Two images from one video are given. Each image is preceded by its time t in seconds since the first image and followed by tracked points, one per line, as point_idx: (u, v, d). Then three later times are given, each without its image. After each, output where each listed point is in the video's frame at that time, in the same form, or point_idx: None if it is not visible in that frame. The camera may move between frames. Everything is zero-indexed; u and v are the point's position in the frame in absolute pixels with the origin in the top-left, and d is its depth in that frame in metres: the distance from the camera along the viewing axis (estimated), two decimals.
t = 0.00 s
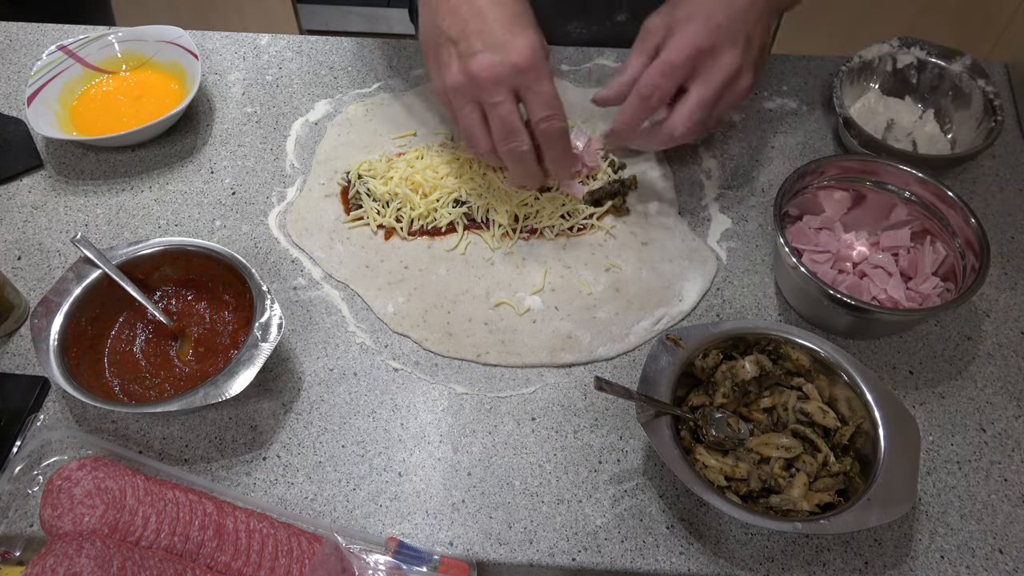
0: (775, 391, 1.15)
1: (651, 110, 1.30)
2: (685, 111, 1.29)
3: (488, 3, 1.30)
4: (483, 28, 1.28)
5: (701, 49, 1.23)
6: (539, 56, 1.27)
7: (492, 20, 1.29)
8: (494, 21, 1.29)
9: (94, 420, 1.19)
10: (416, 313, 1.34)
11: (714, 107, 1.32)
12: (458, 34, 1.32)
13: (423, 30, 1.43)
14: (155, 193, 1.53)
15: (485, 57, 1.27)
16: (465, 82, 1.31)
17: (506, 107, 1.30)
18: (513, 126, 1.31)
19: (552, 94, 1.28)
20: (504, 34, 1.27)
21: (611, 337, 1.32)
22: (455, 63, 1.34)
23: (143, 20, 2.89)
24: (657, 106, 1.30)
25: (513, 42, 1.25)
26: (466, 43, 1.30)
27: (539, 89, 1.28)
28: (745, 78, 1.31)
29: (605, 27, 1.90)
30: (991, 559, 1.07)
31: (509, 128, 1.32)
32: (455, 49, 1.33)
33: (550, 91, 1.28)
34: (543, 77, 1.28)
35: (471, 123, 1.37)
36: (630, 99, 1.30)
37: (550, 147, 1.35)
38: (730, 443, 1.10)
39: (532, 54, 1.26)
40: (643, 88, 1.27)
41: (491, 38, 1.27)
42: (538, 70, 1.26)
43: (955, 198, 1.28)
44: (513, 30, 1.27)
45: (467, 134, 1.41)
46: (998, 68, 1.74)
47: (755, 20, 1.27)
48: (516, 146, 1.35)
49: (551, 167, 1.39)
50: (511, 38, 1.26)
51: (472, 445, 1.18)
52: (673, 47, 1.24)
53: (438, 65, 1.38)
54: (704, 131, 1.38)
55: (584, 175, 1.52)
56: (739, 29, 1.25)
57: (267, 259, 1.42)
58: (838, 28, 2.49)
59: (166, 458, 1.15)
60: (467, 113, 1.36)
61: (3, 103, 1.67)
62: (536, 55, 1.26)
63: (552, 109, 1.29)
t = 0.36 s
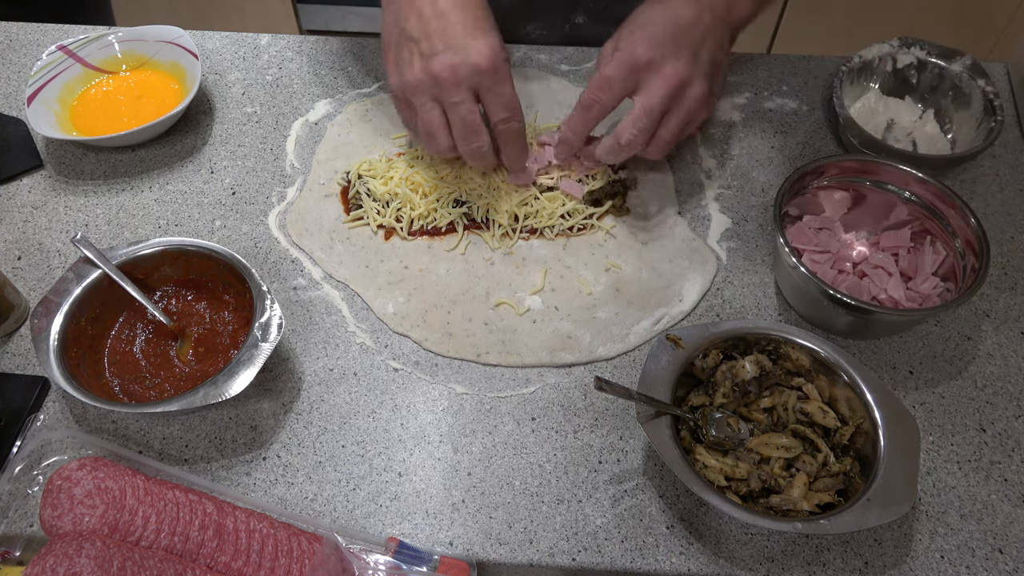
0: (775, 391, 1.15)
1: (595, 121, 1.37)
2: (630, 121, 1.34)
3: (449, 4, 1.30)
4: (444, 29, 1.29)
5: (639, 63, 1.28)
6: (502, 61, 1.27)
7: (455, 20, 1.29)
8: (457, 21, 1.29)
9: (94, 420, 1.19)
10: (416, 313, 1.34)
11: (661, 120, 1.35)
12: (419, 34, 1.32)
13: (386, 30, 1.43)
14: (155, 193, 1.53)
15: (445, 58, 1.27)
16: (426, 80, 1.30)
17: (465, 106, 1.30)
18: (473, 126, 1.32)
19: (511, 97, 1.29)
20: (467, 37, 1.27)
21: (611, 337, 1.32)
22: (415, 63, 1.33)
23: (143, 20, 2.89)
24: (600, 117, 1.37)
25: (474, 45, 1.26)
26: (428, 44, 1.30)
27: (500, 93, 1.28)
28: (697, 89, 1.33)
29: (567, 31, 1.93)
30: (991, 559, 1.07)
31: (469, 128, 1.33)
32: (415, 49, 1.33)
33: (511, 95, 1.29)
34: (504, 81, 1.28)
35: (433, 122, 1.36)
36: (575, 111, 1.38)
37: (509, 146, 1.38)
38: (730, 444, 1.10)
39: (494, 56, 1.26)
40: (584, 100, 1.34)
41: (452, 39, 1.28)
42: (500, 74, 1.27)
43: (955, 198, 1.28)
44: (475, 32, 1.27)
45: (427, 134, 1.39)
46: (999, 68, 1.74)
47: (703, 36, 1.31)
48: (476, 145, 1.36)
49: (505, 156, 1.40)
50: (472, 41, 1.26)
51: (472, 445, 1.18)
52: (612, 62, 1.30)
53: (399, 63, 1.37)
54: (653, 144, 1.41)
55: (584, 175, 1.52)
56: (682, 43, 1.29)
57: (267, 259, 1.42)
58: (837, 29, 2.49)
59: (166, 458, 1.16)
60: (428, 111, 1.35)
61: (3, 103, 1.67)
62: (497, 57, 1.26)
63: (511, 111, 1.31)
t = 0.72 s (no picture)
0: (775, 391, 1.15)
1: (589, 146, 1.36)
2: (624, 144, 1.32)
3: (446, 11, 1.33)
4: (441, 34, 1.31)
5: (630, 85, 1.28)
6: (497, 65, 1.28)
7: (452, 25, 1.31)
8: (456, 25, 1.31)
9: (94, 420, 1.19)
10: (416, 313, 1.34)
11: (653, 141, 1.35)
12: (416, 41, 1.34)
13: (388, 35, 1.45)
14: (155, 193, 1.53)
15: (443, 63, 1.28)
16: (423, 86, 1.32)
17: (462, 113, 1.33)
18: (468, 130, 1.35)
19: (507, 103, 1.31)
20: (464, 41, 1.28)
21: (611, 337, 1.32)
22: (414, 70, 1.34)
23: (143, 20, 2.90)
24: (595, 144, 1.35)
25: (470, 50, 1.27)
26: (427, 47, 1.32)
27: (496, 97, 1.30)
28: (686, 106, 1.33)
29: (549, 33, 1.90)
30: (991, 559, 1.07)
31: (467, 133, 1.36)
32: (414, 55, 1.35)
33: (505, 100, 1.30)
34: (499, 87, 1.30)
35: (432, 125, 1.39)
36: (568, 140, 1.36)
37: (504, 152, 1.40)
38: (729, 444, 1.10)
39: (489, 59, 1.27)
40: (576, 128, 1.33)
41: (449, 42, 1.29)
42: (494, 78, 1.28)
43: (955, 198, 1.28)
44: (471, 35, 1.29)
45: (429, 139, 1.42)
46: (998, 68, 1.74)
47: (689, 54, 1.34)
48: (473, 150, 1.40)
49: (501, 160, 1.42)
50: (468, 45, 1.28)
51: (472, 445, 1.18)
52: (603, 87, 1.29)
53: (399, 70, 1.39)
54: (646, 166, 1.41)
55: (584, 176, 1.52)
56: (668, 62, 1.30)
57: (267, 259, 1.42)
58: (832, 30, 2.49)
59: (166, 458, 1.16)
60: (428, 116, 1.37)
61: (3, 103, 1.67)
62: (493, 59, 1.27)
63: (507, 117, 1.33)
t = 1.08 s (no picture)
0: (775, 391, 1.15)
1: (573, 119, 1.36)
2: (607, 119, 1.33)
3: None
4: (421, 26, 1.33)
5: (615, 60, 1.28)
6: (473, 52, 1.28)
7: (430, 15, 1.32)
8: (438, 12, 1.31)
9: (94, 420, 1.19)
10: (416, 313, 1.34)
11: (637, 116, 1.35)
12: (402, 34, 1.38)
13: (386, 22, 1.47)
14: (155, 193, 1.53)
15: (421, 58, 1.32)
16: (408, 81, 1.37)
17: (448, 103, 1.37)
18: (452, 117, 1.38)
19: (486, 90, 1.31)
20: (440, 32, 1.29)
21: (611, 337, 1.32)
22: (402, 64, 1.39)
23: (143, 20, 2.90)
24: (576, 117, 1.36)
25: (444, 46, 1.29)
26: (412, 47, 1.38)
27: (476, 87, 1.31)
28: (668, 85, 1.33)
29: (546, 35, 1.89)
30: (991, 559, 1.07)
31: (453, 123, 1.40)
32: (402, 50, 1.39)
33: (482, 90, 1.31)
34: (474, 75, 1.30)
35: (424, 115, 1.44)
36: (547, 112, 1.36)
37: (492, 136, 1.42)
38: (729, 444, 1.10)
39: (463, 47, 1.28)
40: (561, 100, 1.33)
41: (427, 33, 1.31)
42: (469, 66, 1.29)
43: (955, 199, 1.28)
44: (446, 24, 1.29)
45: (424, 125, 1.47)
46: (999, 68, 1.74)
47: (680, 32, 1.31)
48: (461, 140, 1.44)
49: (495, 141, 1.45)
50: (443, 35, 1.29)
51: (472, 445, 1.18)
52: (588, 59, 1.28)
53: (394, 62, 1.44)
54: (629, 144, 1.42)
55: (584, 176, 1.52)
56: (657, 40, 1.29)
57: (267, 259, 1.42)
58: (832, 29, 2.49)
59: (166, 458, 1.16)
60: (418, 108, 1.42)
61: (3, 103, 1.67)
62: (467, 48, 1.28)
63: (485, 105, 1.33)
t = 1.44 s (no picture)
0: (775, 391, 1.15)
1: (553, 113, 1.38)
2: (583, 119, 1.35)
3: None
4: (395, 22, 1.36)
5: (603, 60, 1.29)
6: (440, 51, 1.30)
7: (404, 15, 1.34)
8: (411, 10, 1.33)
9: (94, 420, 1.19)
10: (416, 313, 1.34)
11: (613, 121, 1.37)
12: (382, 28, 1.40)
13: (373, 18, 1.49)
14: (155, 193, 1.53)
15: (393, 58, 1.35)
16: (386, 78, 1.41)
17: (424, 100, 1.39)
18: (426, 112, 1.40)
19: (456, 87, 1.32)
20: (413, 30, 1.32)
21: (611, 337, 1.32)
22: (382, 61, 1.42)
23: (143, 20, 2.90)
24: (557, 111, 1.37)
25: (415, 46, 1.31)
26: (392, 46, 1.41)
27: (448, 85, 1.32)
28: (652, 91, 1.35)
29: (542, 34, 1.87)
30: (991, 559, 1.07)
31: (429, 117, 1.41)
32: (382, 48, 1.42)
33: (451, 88, 1.32)
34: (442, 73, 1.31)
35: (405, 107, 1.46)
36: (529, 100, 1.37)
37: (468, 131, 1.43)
38: (730, 444, 1.10)
39: (428, 47, 1.29)
40: (544, 92, 1.34)
41: (401, 31, 1.34)
42: (435, 66, 1.31)
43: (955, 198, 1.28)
44: (417, 23, 1.32)
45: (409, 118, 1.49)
46: (999, 68, 1.74)
47: (669, 38, 1.33)
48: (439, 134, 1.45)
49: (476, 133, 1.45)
50: (413, 35, 1.31)
51: (472, 445, 1.18)
52: (575, 58, 1.30)
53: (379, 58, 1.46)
54: (603, 145, 1.42)
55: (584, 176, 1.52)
56: (646, 44, 1.30)
57: (267, 259, 1.42)
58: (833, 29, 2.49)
59: (166, 458, 1.16)
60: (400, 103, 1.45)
61: (3, 103, 1.67)
62: (433, 48, 1.29)
63: (457, 102, 1.34)
